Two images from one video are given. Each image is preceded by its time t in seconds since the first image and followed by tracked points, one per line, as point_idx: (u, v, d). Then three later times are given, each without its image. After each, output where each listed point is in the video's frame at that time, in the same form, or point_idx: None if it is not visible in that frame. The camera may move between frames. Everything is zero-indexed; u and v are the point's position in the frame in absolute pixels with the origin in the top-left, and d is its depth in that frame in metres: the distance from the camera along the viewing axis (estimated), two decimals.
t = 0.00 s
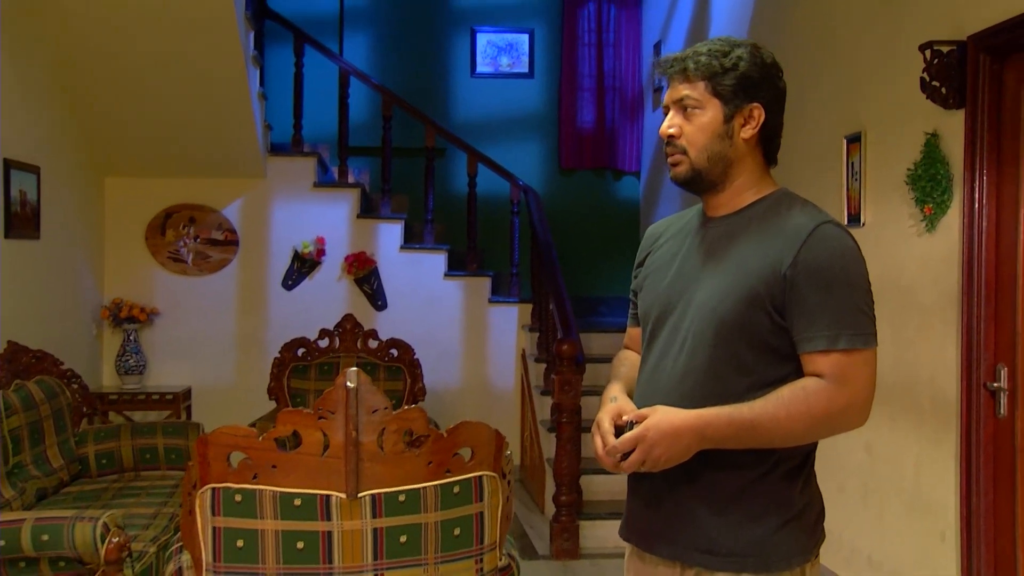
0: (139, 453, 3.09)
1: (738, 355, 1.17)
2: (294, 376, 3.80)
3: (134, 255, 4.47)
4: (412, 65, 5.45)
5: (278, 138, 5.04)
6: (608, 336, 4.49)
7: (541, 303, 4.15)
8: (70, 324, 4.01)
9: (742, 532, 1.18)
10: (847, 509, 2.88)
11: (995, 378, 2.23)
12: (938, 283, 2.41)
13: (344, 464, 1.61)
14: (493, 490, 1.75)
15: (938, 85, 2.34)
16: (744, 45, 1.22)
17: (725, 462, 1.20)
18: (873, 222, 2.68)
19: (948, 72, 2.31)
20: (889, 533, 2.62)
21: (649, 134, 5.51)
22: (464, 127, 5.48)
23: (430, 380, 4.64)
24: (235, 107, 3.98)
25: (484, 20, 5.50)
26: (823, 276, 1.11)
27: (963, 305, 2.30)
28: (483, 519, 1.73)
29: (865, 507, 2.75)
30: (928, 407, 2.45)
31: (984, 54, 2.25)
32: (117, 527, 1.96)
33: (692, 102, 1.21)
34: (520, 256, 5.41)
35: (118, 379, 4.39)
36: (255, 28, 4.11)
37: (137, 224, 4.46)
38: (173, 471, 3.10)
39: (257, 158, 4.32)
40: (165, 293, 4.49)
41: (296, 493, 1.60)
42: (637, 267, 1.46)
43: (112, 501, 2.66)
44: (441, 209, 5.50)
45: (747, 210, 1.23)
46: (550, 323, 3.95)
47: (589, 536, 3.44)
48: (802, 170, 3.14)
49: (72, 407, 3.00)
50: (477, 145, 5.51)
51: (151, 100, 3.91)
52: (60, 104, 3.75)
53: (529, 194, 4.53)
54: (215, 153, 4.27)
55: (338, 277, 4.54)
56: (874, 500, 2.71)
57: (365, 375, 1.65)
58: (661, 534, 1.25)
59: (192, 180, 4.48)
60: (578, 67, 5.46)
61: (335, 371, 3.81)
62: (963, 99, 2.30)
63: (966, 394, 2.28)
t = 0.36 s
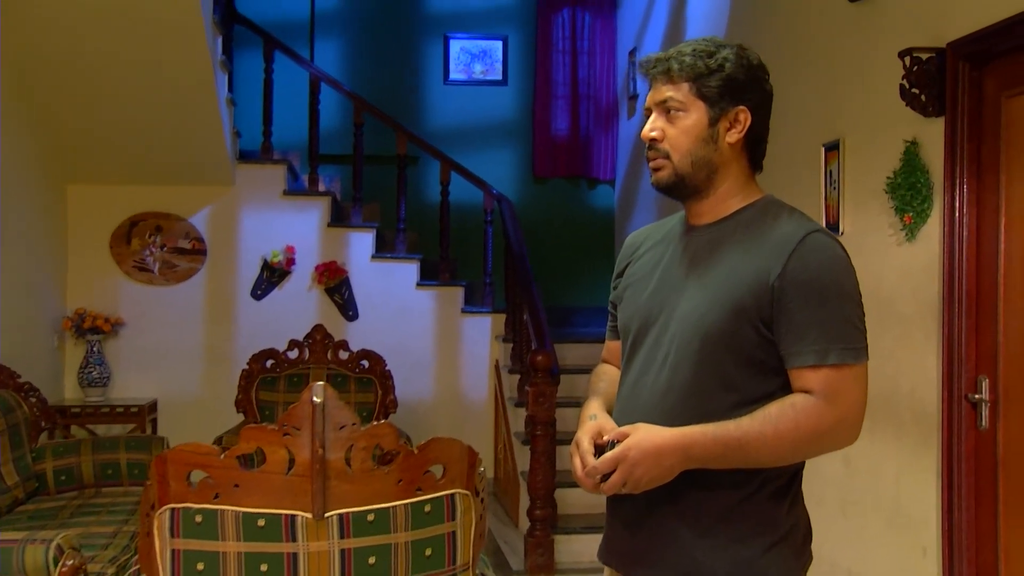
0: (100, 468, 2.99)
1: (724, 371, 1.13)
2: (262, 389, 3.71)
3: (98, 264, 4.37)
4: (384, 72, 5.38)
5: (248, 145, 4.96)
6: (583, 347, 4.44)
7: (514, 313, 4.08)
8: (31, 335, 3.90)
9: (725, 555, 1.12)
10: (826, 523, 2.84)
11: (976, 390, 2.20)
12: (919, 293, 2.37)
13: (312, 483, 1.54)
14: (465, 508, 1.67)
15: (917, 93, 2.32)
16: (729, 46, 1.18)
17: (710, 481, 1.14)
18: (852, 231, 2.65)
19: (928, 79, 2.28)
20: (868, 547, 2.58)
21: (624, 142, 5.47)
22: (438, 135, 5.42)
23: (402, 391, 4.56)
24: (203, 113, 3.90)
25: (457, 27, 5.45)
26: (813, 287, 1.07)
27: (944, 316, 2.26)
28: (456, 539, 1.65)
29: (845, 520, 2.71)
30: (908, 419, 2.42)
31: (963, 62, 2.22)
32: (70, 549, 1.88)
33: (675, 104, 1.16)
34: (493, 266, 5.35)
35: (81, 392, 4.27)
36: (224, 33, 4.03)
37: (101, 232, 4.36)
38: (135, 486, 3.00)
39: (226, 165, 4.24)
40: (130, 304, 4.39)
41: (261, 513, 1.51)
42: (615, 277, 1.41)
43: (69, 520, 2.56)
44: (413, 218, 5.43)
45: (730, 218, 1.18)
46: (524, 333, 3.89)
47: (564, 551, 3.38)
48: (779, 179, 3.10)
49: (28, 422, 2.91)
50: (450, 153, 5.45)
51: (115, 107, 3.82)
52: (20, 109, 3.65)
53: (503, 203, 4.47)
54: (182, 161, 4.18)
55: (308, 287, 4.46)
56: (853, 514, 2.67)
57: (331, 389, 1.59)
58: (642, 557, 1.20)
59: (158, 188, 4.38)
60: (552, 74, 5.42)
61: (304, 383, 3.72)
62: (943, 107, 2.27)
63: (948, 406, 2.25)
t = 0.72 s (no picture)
0: (58, 484, 2.89)
1: (711, 386, 1.10)
2: (229, 400, 3.60)
3: (60, 273, 4.26)
4: (356, 78, 5.31)
5: (215, 151, 4.87)
6: (558, 357, 4.38)
7: (488, 322, 4.02)
8: None
9: None
10: (805, 535, 2.80)
11: (958, 401, 2.16)
12: (899, 302, 2.34)
13: (276, 502, 1.46)
14: (437, 527, 1.57)
15: (898, 99, 2.28)
16: (717, 45, 1.15)
17: (696, 502, 1.09)
18: (831, 239, 2.61)
19: (909, 85, 2.24)
20: (848, 561, 2.54)
21: (598, 149, 5.44)
22: (410, 142, 5.35)
23: (373, 403, 4.48)
24: (168, 118, 3.80)
25: (429, 32, 5.39)
26: (806, 298, 1.04)
27: (925, 326, 2.23)
28: (427, 559, 1.54)
29: (825, 534, 2.67)
30: (889, 430, 2.38)
31: (943, 67, 2.20)
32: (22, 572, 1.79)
33: (661, 106, 1.13)
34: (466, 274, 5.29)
35: (41, 404, 4.16)
36: (190, 36, 3.94)
37: (63, 240, 4.25)
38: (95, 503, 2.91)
39: (193, 172, 4.14)
40: (93, 313, 4.28)
41: (222, 534, 1.41)
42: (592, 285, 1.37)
43: (25, 539, 2.47)
44: (385, 226, 5.36)
45: (718, 226, 1.16)
46: (497, 343, 3.82)
47: (538, 565, 3.32)
48: (757, 186, 3.07)
49: None
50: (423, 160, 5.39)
51: (77, 112, 3.72)
52: None
53: (476, 211, 4.41)
54: (148, 167, 4.09)
55: (277, 296, 4.36)
56: (833, 526, 2.63)
57: (297, 404, 1.52)
58: None
59: (123, 195, 4.28)
60: (525, 80, 5.37)
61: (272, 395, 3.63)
62: (924, 113, 2.23)
63: (930, 418, 2.21)
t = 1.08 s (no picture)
0: (13, 505, 2.79)
1: (702, 403, 1.06)
2: (196, 415, 3.50)
3: (22, 286, 4.14)
4: (328, 87, 5.24)
5: (183, 160, 4.77)
6: (533, 370, 4.32)
7: (462, 334, 3.95)
8: None
9: None
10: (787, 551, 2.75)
11: (943, 416, 2.12)
12: (882, 314, 2.30)
13: (239, 527, 1.37)
14: (411, 552, 1.48)
15: (880, 107, 2.24)
16: (708, 45, 1.12)
17: (685, 530, 1.03)
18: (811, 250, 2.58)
19: (891, 94, 2.21)
20: None
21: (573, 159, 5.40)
22: (383, 151, 5.29)
23: (344, 417, 4.38)
24: (133, 125, 3.71)
25: (402, 41, 5.32)
26: (802, 311, 1.00)
27: (909, 339, 2.19)
28: None
29: (807, 551, 2.63)
30: (872, 445, 2.34)
31: (925, 76, 2.16)
32: None
33: (651, 108, 1.10)
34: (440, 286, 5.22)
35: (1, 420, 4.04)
36: (158, 42, 3.86)
37: (25, 251, 4.13)
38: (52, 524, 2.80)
39: (159, 181, 4.05)
40: (57, 326, 4.17)
41: (180, 562, 1.35)
42: (578, 298, 1.33)
43: None
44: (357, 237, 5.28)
45: (711, 236, 1.12)
46: (471, 356, 3.76)
47: None
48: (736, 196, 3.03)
49: None
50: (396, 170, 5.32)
51: (40, 120, 3.62)
52: None
53: (450, 221, 4.34)
54: (114, 177, 3.99)
55: (247, 308, 4.27)
56: (816, 542, 2.59)
57: (263, 423, 1.44)
58: None
59: (88, 205, 4.17)
60: (500, 90, 5.33)
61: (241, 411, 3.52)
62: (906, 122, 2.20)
63: (913, 433, 2.17)
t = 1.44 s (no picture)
0: None
1: (697, 425, 0.99)
2: (160, 432, 3.39)
3: None
4: (298, 96, 5.14)
5: (148, 170, 4.66)
6: (506, 385, 4.24)
7: (434, 348, 3.87)
8: None
9: None
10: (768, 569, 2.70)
11: (930, 432, 2.07)
12: (867, 327, 2.26)
13: (197, 556, 1.29)
14: None
15: (863, 116, 2.19)
16: (701, 44, 1.06)
17: (680, 562, 0.96)
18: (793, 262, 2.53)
19: (876, 102, 2.16)
20: None
21: (547, 170, 5.35)
22: (355, 162, 5.20)
23: (312, 433, 4.27)
24: (96, 133, 3.60)
25: (373, 50, 5.25)
26: (804, 326, 0.94)
27: (895, 353, 2.14)
28: None
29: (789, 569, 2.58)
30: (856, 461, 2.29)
31: (910, 84, 2.11)
32: None
33: (642, 112, 1.04)
34: (412, 298, 5.13)
35: None
36: (121, 48, 3.75)
37: None
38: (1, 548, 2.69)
39: (122, 191, 3.93)
40: (14, 340, 4.04)
41: None
42: (561, 310, 1.26)
43: None
44: (327, 249, 5.19)
45: (704, 245, 1.06)
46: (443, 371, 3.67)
47: None
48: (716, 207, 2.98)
49: None
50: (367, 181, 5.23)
51: None
52: None
53: (422, 233, 4.26)
54: (75, 187, 3.87)
55: (213, 321, 4.15)
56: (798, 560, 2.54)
57: (222, 444, 1.36)
58: None
59: (48, 215, 4.04)
60: (473, 99, 5.27)
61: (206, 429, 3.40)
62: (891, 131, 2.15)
63: (899, 450, 2.13)
